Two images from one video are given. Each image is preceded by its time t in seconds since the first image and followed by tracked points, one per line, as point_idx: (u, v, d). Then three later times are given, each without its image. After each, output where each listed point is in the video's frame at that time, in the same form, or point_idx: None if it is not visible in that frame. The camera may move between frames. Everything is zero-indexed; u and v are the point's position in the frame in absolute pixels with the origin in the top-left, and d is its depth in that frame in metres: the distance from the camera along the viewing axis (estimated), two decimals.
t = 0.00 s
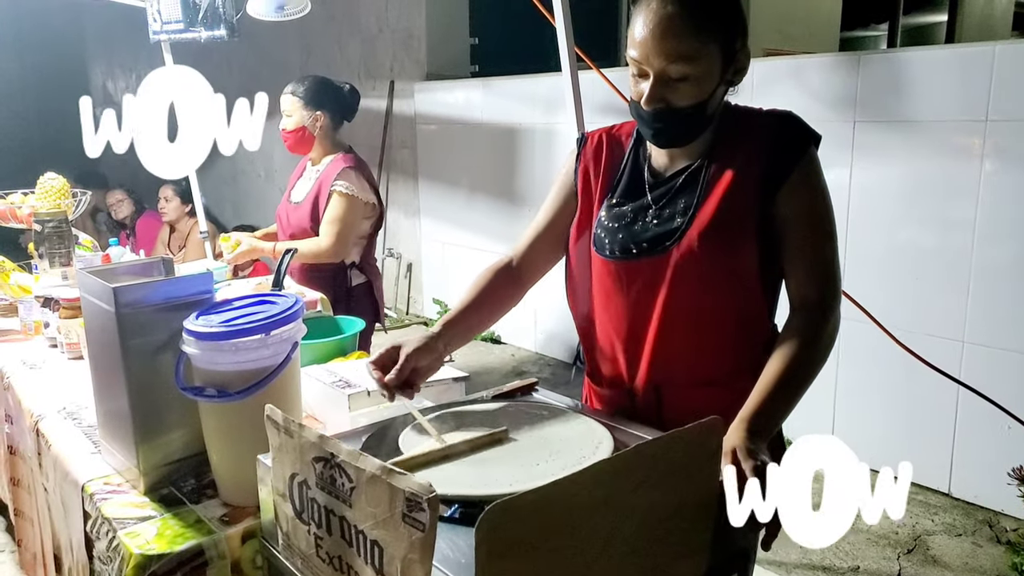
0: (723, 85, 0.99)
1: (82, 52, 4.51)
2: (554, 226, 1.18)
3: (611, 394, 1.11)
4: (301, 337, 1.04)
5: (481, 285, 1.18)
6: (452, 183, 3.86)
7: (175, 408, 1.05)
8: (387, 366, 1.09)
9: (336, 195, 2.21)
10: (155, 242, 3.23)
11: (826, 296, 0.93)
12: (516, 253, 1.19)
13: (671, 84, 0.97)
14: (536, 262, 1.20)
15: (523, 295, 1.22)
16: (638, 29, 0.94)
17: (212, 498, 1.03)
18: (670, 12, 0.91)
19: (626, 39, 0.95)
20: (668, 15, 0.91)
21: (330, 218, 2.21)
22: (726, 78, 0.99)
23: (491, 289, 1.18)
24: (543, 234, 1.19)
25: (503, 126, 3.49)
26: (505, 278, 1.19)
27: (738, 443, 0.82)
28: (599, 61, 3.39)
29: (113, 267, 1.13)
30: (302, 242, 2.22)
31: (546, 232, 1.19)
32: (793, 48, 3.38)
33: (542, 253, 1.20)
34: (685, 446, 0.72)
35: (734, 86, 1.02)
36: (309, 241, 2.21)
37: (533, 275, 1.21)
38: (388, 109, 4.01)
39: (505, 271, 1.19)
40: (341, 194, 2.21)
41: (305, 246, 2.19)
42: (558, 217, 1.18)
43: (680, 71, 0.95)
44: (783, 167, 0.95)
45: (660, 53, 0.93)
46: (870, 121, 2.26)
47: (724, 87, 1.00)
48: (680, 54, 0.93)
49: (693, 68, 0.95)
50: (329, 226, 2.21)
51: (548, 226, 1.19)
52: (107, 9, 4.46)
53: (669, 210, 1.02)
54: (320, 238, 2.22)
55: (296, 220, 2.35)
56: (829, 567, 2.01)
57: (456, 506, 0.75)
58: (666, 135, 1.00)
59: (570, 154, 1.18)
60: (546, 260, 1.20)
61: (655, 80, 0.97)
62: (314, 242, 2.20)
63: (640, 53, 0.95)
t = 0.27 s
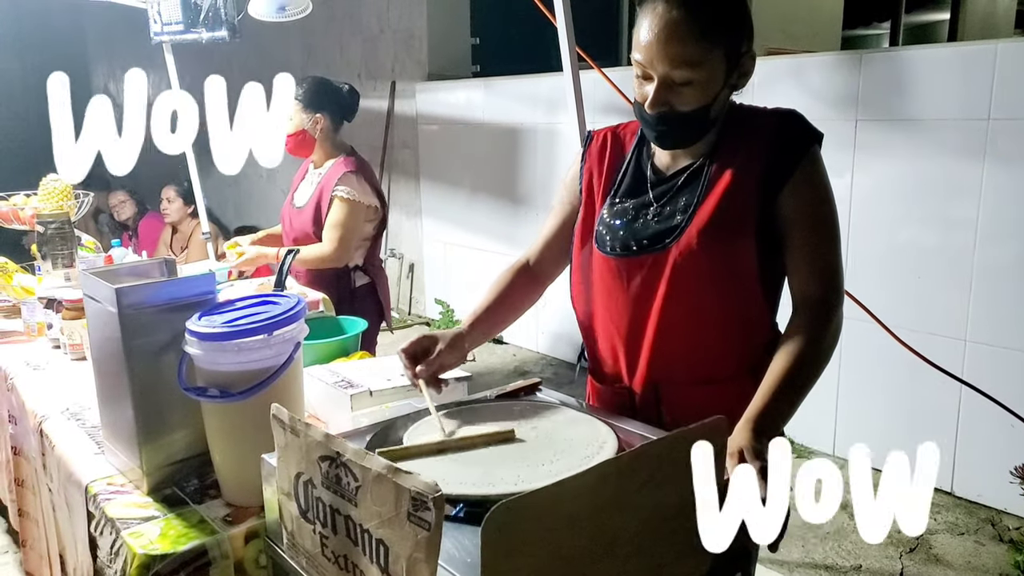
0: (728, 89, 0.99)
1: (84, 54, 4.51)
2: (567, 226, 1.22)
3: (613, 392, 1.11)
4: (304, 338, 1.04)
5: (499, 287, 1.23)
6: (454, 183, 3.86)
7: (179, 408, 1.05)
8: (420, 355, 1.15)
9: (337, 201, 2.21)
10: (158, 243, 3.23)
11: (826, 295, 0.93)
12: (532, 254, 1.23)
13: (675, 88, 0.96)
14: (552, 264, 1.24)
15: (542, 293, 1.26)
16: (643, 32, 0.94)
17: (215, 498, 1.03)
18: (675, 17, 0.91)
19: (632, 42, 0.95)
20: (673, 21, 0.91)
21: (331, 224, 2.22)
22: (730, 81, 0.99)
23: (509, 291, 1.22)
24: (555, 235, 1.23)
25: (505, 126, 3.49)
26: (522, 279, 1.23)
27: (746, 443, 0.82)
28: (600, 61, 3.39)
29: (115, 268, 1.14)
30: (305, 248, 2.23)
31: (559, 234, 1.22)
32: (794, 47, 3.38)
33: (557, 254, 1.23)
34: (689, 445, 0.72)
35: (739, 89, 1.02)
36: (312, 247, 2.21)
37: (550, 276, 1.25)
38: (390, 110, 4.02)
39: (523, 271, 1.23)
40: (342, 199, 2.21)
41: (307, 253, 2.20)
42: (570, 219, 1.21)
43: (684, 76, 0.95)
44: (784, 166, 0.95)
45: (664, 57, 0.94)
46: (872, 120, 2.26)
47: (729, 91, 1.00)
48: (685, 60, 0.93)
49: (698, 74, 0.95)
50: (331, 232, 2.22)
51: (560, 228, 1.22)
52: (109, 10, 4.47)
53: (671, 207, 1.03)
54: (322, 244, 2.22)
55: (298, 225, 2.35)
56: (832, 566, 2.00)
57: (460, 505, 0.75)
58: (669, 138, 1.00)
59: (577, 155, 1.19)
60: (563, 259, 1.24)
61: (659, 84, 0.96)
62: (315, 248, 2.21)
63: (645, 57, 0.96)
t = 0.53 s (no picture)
0: (730, 92, 0.99)
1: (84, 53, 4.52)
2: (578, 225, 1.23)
3: (612, 391, 1.11)
4: (304, 338, 1.04)
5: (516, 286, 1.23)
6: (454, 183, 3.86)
7: (179, 408, 1.05)
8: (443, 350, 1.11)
9: (337, 205, 2.20)
10: (157, 242, 3.24)
11: (826, 294, 0.93)
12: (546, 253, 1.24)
13: (679, 93, 0.96)
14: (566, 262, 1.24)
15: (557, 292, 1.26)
16: (647, 36, 0.94)
17: (215, 498, 1.03)
18: (680, 23, 0.91)
19: (636, 47, 0.95)
20: (678, 27, 0.91)
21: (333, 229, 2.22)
22: (734, 85, 0.99)
23: (528, 290, 1.23)
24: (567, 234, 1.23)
25: (505, 125, 3.49)
26: (538, 277, 1.24)
27: (743, 442, 0.83)
28: (601, 60, 3.38)
29: (115, 268, 1.14)
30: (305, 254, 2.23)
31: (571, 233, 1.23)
32: (795, 46, 3.38)
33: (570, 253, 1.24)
34: (687, 444, 0.72)
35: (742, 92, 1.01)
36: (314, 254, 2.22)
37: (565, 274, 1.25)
38: (390, 109, 4.01)
39: (538, 270, 1.24)
40: (341, 204, 2.20)
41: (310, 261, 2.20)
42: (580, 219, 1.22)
43: (689, 82, 0.94)
44: (785, 165, 0.95)
45: (669, 63, 0.93)
46: (871, 120, 2.26)
47: (731, 95, 1.00)
48: (689, 66, 0.93)
49: (702, 80, 0.95)
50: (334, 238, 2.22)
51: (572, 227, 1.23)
52: (109, 9, 4.47)
53: (672, 205, 1.03)
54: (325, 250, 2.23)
55: (301, 230, 2.35)
56: (830, 566, 1.97)
57: (459, 504, 0.75)
58: (672, 140, 1.01)
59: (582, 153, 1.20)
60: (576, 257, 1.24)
61: (663, 90, 0.96)
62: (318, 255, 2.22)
63: (649, 62, 0.95)
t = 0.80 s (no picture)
0: (734, 93, 0.98)
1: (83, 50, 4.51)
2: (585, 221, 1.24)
3: (610, 386, 1.12)
4: (302, 335, 1.04)
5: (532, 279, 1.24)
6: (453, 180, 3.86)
7: (176, 404, 1.05)
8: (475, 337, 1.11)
9: (337, 206, 2.21)
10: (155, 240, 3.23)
11: (824, 293, 0.93)
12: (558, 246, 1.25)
13: (681, 95, 0.95)
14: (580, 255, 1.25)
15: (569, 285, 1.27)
16: (648, 38, 0.93)
17: (213, 494, 1.03)
18: (682, 26, 0.90)
19: (637, 47, 0.95)
20: (679, 30, 0.90)
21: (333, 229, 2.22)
22: (736, 85, 0.97)
23: (546, 282, 1.24)
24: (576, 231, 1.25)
25: (504, 123, 3.49)
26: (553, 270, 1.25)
27: (741, 441, 0.83)
28: (600, 58, 3.39)
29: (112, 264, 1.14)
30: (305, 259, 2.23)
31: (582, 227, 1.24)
32: (794, 45, 3.38)
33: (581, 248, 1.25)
34: (685, 441, 0.72)
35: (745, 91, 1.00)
36: (314, 258, 2.22)
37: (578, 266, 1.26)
38: (389, 106, 4.00)
39: (552, 263, 1.25)
40: (341, 205, 2.21)
41: (311, 264, 2.20)
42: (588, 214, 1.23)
43: (690, 85, 0.94)
44: (786, 164, 0.95)
45: (670, 65, 0.93)
46: (870, 118, 2.26)
47: (734, 94, 0.98)
48: (689, 69, 0.93)
49: (704, 83, 0.94)
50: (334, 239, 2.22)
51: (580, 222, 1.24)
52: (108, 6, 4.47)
53: (672, 202, 1.03)
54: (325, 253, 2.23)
55: (303, 231, 2.36)
56: (826, 562, 2.00)
57: (457, 500, 0.75)
58: (674, 140, 1.01)
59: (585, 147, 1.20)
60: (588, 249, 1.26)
61: (665, 92, 0.96)
62: (319, 258, 2.22)
63: (651, 64, 0.95)
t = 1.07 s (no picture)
0: (730, 93, 0.97)
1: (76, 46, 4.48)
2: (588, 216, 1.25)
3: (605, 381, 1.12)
4: (295, 331, 1.04)
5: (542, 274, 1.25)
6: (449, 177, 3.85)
7: (170, 402, 1.05)
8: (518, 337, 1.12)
9: (327, 198, 2.20)
10: (148, 237, 3.22)
11: (818, 292, 0.93)
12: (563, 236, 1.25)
13: (678, 99, 0.95)
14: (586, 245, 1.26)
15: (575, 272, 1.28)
16: (643, 42, 0.93)
17: (205, 491, 1.03)
18: (677, 33, 0.89)
19: (633, 50, 0.94)
20: (675, 35, 0.89)
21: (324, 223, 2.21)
22: (733, 85, 0.97)
23: (558, 275, 1.25)
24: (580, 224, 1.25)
25: (499, 120, 3.49)
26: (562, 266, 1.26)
27: (734, 434, 0.83)
28: (596, 56, 3.38)
29: (104, 261, 1.14)
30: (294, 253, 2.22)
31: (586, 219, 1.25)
32: (790, 43, 3.39)
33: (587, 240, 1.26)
34: (678, 438, 0.72)
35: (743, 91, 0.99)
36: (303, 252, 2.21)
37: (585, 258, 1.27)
38: (384, 103, 3.98)
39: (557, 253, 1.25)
40: (331, 196, 2.20)
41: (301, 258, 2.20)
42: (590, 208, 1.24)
43: (687, 90, 0.94)
44: (784, 162, 0.95)
45: (667, 71, 0.92)
46: (865, 116, 2.27)
47: (731, 94, 0.98)
48: (686, 75, 0.92)
49: (701, 88, 0.94)
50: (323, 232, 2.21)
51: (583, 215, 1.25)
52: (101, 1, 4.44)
53: (670, 198, 1.03)
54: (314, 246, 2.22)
55: (293, 226, 2.35)
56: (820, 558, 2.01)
57: (451, 497, 0.75)
58: (673, 142, 1.01)
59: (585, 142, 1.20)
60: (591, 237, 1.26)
61: (662, 96, 0.95)
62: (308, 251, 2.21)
63: (647, 68, 0.94)
